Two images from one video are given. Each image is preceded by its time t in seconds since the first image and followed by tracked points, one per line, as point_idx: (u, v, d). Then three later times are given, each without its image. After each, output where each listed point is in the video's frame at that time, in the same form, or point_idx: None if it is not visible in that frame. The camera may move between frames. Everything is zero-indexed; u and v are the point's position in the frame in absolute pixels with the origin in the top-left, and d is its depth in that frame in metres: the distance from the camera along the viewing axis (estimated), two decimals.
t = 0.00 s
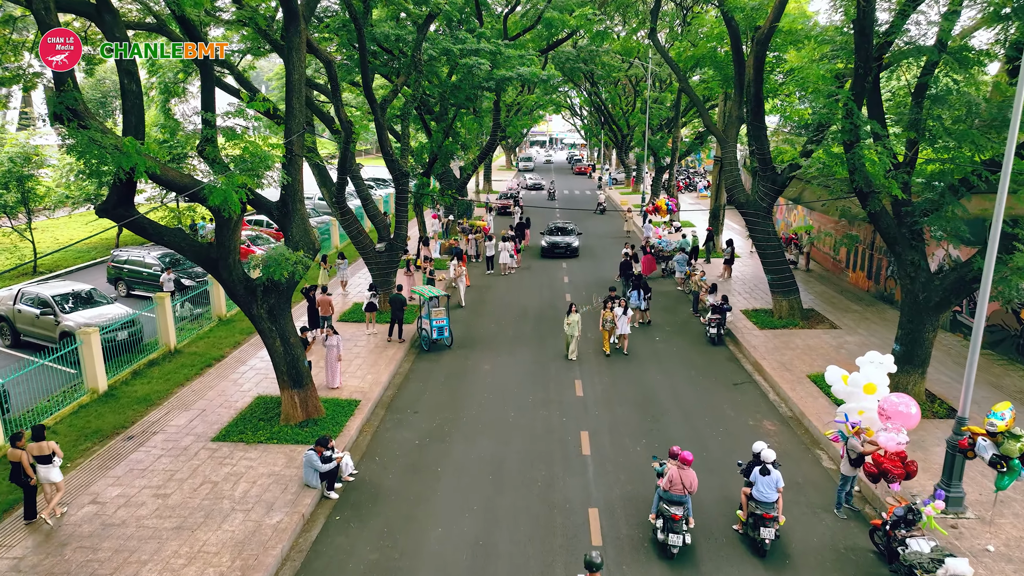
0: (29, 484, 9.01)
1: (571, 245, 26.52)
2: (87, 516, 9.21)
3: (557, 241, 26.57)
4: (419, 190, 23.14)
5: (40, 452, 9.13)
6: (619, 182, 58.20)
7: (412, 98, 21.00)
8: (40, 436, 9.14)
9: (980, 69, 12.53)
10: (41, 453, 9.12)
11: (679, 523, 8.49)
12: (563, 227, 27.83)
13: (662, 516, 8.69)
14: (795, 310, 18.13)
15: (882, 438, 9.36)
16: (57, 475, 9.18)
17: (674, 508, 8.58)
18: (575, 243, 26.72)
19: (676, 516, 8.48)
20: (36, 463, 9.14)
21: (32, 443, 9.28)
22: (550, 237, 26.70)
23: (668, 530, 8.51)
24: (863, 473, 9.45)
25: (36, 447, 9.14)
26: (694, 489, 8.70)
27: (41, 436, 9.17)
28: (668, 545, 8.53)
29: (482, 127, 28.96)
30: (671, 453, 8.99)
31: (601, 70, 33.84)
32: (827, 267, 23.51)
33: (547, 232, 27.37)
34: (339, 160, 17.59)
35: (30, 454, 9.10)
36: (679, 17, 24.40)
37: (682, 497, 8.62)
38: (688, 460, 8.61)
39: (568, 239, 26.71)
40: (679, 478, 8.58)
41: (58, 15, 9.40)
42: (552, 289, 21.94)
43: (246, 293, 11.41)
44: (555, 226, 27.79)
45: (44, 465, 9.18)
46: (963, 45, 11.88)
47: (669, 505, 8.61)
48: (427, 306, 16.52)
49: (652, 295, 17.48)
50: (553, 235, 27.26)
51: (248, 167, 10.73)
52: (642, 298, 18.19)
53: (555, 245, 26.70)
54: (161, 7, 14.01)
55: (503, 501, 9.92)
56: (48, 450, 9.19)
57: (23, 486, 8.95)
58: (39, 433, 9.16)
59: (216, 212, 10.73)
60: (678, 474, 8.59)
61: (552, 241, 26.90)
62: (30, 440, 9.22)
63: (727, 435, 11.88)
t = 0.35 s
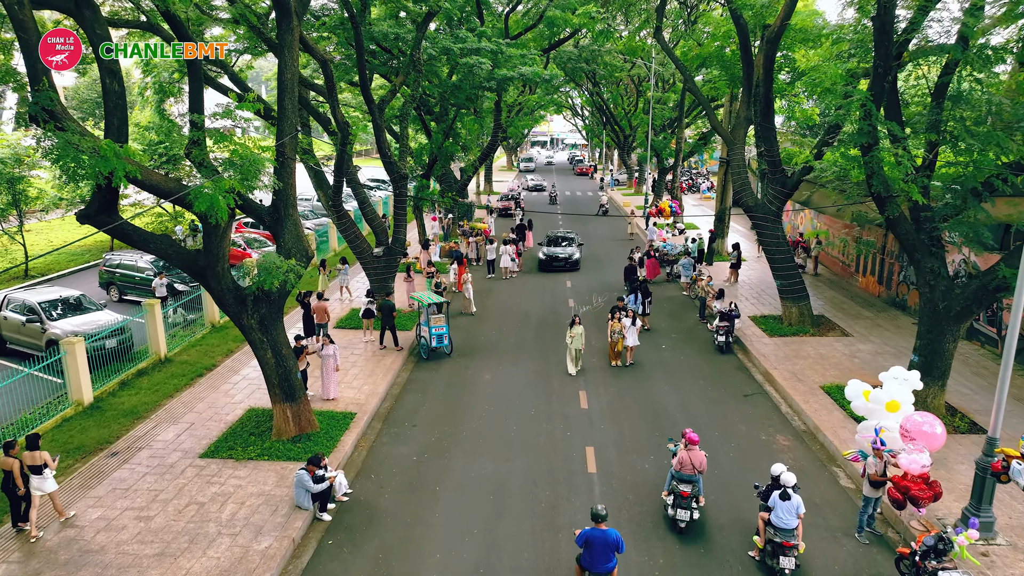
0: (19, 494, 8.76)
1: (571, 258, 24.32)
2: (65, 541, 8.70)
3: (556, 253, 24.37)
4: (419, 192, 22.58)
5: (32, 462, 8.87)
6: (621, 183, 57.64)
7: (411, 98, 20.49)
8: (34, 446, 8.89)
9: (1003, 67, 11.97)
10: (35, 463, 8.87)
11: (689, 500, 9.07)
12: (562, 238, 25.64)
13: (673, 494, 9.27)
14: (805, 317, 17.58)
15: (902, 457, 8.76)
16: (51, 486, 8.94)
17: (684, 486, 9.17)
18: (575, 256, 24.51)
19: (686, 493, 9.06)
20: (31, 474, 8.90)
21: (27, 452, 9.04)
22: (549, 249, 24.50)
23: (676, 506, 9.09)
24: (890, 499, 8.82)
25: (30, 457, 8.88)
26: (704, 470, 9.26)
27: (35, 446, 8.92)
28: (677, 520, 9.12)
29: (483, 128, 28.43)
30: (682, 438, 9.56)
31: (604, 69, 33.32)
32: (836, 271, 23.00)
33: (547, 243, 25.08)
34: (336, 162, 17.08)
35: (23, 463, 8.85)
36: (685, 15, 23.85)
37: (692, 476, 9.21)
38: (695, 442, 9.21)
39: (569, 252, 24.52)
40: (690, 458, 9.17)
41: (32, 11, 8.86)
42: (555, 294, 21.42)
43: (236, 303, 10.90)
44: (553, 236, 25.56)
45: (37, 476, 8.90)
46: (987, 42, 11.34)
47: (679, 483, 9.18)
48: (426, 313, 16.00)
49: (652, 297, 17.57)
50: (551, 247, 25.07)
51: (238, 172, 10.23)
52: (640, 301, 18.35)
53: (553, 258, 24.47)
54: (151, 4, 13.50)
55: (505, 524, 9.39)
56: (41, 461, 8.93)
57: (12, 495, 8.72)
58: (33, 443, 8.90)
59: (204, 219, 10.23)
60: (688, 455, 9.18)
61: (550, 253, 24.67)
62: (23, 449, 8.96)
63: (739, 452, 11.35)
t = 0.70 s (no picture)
0: (14, 505, 8.53)
1: (571, 274, 22.09)
2: (39, 569, 8.19)
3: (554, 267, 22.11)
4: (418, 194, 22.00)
5: (26, 471, 8.69)
6: (623, 184, 57.08)
7: (409, 98, 19.95)
8: (27, 454, 8.71)
9: None
10: (29, 472, 8.70)
11: (702, 479, 9.70)
12: (559, 249, 23.38)
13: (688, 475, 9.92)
14: (815, 325, 17.03)
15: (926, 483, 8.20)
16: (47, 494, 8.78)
17: (698, 467, 9.80)
18: (575, 271, 22.29)
19: (700, 473, 9.71)
20: (24, 482, 8.72)
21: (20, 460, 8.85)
22: (548, 263, 22.23)
23: (692, 485, 9.71)
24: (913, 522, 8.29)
25: (24, 465, 8.70)
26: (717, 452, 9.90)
27: (29, 454, 8.72)
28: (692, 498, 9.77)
29: (484, 128, 27.88)
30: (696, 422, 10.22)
31: (606, 69, 32.78)
32: (845, 276, 22.44)
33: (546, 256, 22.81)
34: (331, 164, 16.53)
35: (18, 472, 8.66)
36: (689, 12, 23.29)
37: (707, 457, 9.84)
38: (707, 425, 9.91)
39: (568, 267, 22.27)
40: (702, 440, 9.79)
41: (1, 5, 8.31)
42: (556, 299, 20.87)
43: (223, 314, 10.35)
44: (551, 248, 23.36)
45: (32, 484, 8.71)
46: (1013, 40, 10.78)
47: (694, 464, 9.81)
48: (424, 321, 15.45)
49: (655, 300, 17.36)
50: (547, 260, 22.80)
51: (224, 176, 9.69)
52: (640, 305, 18.10)
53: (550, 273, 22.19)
54: None
55: (506, 550, 8.83)
56: (36, 469, 8.75)
57: (9, 508, 8.50)
58: (26, 451, 8.70)
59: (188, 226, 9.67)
60: (701, 437, 9.83)
61: (547, 267, 22.38)
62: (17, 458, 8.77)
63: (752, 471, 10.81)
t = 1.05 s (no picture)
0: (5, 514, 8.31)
1: (570, 291, 19.84)
2: None
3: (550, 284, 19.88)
4: (416, 196, 21.41)
5: (21, 478, 8.41)
6: (625, 185, 56.55)
7: (408, 98, 19.42)
8: (21, 463, 8.37)
9: None
10: (23, 480, 8.42)
11: (721, 463, 10.10)
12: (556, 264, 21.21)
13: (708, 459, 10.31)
14: (827, 333, 16.48)
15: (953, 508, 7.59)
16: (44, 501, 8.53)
17: (717, 451, 10.21)
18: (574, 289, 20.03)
19: (718, 457, 10.09)
20: (18, 490, 8.46)
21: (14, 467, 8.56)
22: (544, 279, 20.04)
23: (711, 469, 10.16)
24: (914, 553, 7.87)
25: (19, 473, 8.43)
26: (733, 435, 10.36)
27: (23, 462, 8.43)
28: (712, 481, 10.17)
29: (485, 129, 27.31)
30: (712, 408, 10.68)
31: (609, 69, 32.24)
32: (855, 281, 21.87)
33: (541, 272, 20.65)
34: (326, 165, 16.01)
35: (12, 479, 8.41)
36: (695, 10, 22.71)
37: (723, 442, 10.30)
38: (722, 409, 10.32)
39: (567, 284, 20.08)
40: (718, 425, 10.27)
41: None
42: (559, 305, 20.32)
43: (209, 324, 9.80)
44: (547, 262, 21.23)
45: (26, 492, 8.46)
46: None
47: (712, 448, 10.25)
48: (422, 329, 14.91)
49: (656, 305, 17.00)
50: (544, 277, 20.61)
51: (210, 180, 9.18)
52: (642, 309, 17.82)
53: (547, 290, 19.94)
54: None
55: None
56: (31, 476, 8.47)
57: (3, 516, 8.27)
58: (21, 460, 8.39)
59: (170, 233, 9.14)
60: (716, 422, 10.30)
61: (542, 284, 20.16)
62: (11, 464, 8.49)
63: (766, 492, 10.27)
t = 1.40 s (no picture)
0: None
1: (569, 315, 17.73)
2: None
3: (547, 306, 17.76)
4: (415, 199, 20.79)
5: (14, 488, 8.32)
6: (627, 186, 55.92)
7: (406, 98, 18.85)
8: (16, 472, 8.31)
9: None
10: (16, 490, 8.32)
11: (737, 449, 10.58)
12: (555, 280, 19.05)
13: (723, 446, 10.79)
14: (840, 342, 15.88)
15: (988, 543, 7.08)
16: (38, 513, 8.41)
17: (731, 437, 10.70)
18: (574, 311, 17.92)
19: (733, 443, 10.58)
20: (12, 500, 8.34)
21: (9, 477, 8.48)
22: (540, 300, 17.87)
23: (728, 455, 10.63)
24: None
25: (12, 483, 8.34)
26: (746, 422, 10.85)
27: (17, 471, 8.35)
28: (730, 467, 10.65)
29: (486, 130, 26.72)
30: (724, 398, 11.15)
31: (612, 68, 31.66)
32: (867, 286, 21.27)
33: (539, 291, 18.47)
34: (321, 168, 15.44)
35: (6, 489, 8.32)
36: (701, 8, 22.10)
37: (737, 428, 10.79)
38: (735, 398, 10.79)
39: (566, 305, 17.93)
40: (732, 413, 10.76)
41: None
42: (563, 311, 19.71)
43: (192, 339, 9.21)
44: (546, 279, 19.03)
45: (19, 503, 8.35)
46: None
47: (727, 435, 10.74)
48: (419, 338, 14.30)
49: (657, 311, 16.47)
50: (539, 295, 18.49)
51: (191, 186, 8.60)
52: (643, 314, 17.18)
53: (543, 312, 17.82)
54: None
55: None
56: (24, 486, 8.37)
57: None
58: (15, 468, 8.33)
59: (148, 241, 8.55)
60: (731, 411, 10.78)
61: (539, 304, 18.03)
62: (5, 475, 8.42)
63: (784, 517, 9.68)
